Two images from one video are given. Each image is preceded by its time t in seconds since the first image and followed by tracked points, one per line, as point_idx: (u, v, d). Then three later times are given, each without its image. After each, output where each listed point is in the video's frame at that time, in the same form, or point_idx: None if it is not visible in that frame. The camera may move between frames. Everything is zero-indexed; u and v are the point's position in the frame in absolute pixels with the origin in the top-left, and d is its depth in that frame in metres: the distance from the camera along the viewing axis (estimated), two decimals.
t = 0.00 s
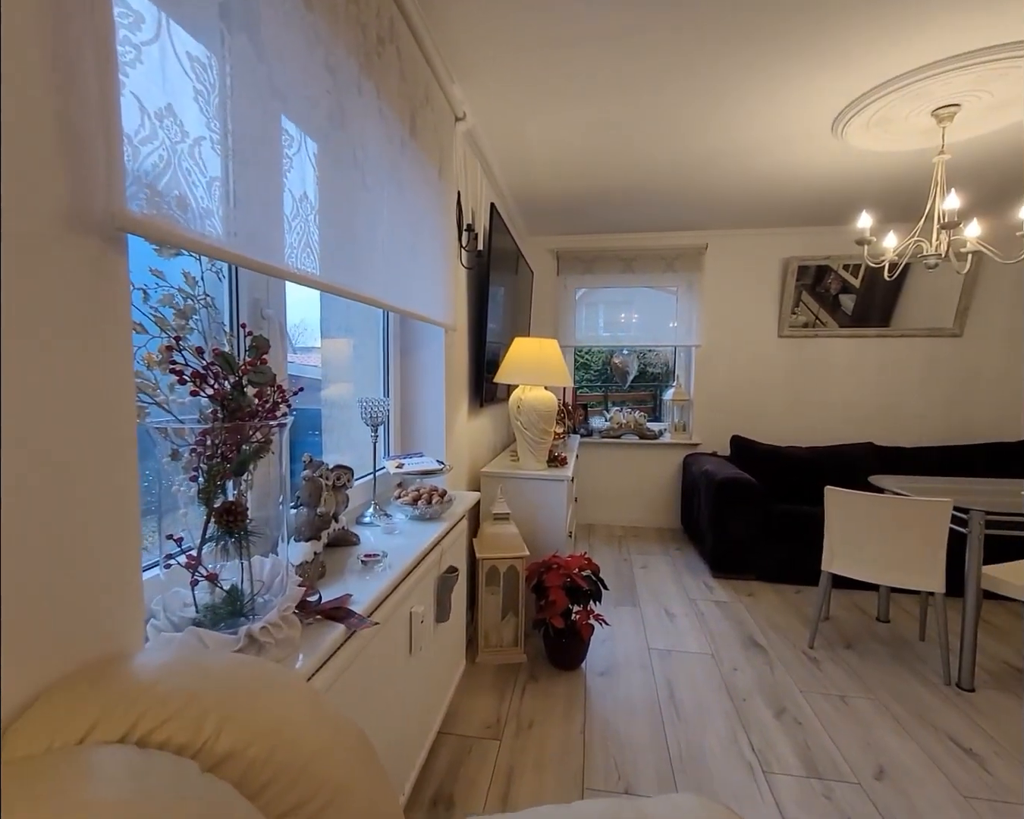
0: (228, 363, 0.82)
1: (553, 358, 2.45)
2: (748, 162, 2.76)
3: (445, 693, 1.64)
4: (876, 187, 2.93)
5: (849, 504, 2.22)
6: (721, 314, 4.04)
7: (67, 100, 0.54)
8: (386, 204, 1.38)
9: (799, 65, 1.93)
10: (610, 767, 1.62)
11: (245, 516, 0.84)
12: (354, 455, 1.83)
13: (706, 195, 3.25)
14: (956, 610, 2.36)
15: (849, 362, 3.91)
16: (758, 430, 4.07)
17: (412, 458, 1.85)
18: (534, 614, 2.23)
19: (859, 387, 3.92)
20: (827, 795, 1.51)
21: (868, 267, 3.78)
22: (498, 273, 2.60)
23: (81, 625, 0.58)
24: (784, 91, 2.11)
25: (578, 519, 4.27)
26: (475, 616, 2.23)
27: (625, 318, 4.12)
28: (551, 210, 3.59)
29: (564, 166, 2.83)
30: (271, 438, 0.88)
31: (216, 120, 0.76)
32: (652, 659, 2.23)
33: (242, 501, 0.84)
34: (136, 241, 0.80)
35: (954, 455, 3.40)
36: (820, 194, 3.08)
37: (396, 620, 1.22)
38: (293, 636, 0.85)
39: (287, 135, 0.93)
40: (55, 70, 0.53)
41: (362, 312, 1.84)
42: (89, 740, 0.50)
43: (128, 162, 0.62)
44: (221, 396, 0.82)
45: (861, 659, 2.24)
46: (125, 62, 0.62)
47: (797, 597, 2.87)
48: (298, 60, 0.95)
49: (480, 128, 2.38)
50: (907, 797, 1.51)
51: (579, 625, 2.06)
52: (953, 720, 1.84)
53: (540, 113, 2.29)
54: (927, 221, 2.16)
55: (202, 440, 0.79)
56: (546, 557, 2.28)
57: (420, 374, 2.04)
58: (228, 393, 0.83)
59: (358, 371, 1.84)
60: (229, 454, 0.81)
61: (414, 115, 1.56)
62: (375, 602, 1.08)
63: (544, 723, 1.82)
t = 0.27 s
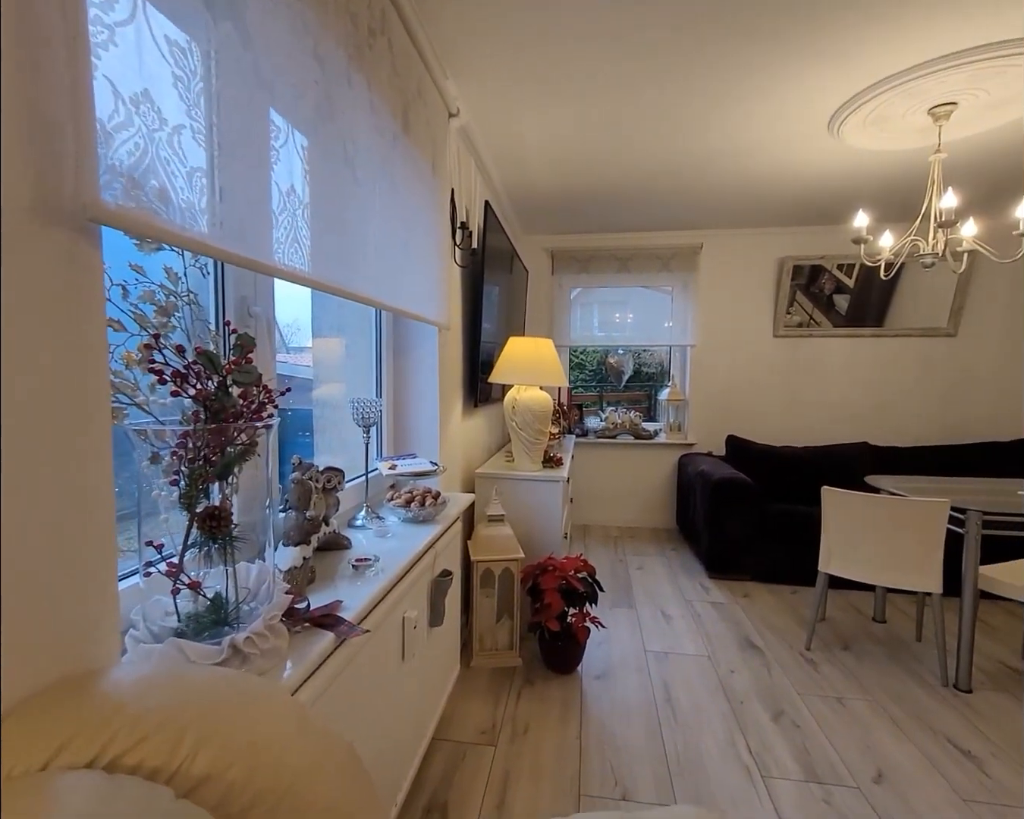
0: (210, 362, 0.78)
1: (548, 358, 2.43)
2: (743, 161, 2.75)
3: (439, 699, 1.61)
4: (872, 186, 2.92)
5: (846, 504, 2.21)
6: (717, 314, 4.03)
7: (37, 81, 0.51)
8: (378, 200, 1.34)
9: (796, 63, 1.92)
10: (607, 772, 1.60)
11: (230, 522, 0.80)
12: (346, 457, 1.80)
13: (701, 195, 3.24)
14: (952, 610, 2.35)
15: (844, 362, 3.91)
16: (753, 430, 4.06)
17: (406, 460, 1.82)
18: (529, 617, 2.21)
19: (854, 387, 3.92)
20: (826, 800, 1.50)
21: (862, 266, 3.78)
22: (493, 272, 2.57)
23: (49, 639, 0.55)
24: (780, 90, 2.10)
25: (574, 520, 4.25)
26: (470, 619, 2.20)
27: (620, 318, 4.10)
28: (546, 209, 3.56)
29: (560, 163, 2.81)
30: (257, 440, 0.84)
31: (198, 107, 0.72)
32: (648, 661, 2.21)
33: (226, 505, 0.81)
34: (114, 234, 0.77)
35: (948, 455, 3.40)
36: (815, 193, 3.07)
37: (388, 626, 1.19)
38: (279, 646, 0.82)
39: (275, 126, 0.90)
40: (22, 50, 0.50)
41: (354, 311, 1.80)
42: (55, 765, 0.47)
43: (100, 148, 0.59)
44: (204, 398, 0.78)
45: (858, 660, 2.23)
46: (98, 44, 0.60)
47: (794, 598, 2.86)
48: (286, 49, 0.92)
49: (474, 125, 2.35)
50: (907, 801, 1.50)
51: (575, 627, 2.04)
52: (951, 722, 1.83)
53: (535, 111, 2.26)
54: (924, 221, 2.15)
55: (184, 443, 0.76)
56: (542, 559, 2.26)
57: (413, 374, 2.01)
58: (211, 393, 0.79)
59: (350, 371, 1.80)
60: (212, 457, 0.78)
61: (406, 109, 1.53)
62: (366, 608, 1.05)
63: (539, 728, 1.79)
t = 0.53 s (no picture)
0: (190, 358, 0.74)
1: (546, 356, 2.39)
2: (744, 157, 2.72)
3: (435, 705, 1.57)
4: (874, 183, 2.89)
5: (848, 503, 2.18)
6: (716, 312, 4.00)
7: None
8: (371, 192, 1.30)
9: (798, 56, 1.89)
10: (607, 780, 1.56)
11: (212, 527, 0.76)
12: (340, 457, 1.76)
13: (701, 191, 3.20)
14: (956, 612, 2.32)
15: (843, 360, 3.88)
16: (753, 429, 4.03)
17: (401, 460, 1.78)
18: (527, 620, 2.17)
19: (855, 386, 3.89)
20: (831, 808, 1.46)
21: (862, 264, 3.75)
22: (490, 268, 2.53)
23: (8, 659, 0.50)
24: (782, 83, 2.06)
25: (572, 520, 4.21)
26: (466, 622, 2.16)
27: (618, 316, 4.07)
28: (545, 206, 3.52)
29: (559, 159, 2.77)
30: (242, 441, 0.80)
31: (175, 85, 0.68)
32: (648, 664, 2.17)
33: (208, 509, 0.76)
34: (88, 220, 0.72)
35: (950, 454, 3.37)
36: (817, 190, 3.04)
37: (381, 632, 1.15)
38: (264, 657, 0.78)
39: (262, 110, 0.86)
40: None
41: (348, 307, 1.76)
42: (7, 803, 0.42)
43: (63, 123, 0.55)
44: (183, 395, 0.74)
45: (861, 663, 2.19)
46: (61, 11, 0.55)
47: (795, 599, 2.82)
48: (273, 29, 0.88)
49: (471, 119, 2.31)
50: (914, 809, 1.46)
51: (574, 631, 2.00)
52: (957, 726, 1.79)
53: (533, 104, 2.22)
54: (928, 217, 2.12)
55: (162, 444, 0.71)
56: (540, 561, 2.22)
57: (409, 372, 1.97)
58: (191, 390, 0.75)
59: (344, 369, 1.76)
60: (192, 458, 0.74)
61: (401, 99, 1.49)
62: (358, 615, 1.01)
63: (538, 734, 1.75)
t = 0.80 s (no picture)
0: (167, 354, 0.70)
1: (545, 355, 2.34)
2: (747, 153, 2.67)
3: (430, 713, 1.52)
4: (879, 180, 2.85)
5: (852, 504, 2.14)
6: (718, 311, 3.96)
7: None
8: (365, 184, 1.25)
9: (805, 48, 1.84)
10: (607, 789, 1.52)
11: (190, 534, 0.71)
12: (334, 457, 1.71)
13: (703, 188, 3.16)
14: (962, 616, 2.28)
15: (846, 360, 3.84)
16: (754, 429, 3.99)
17: (396, 461, 1.73)
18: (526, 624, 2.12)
19: (857, 386, 3.85)
20: None
21: (863, 263, 3.71)
22: (489, 266, 2.48)
23: None
24: (788, 77, 2.02)
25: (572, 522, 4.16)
26: (464, 626, 2.11)
27: (617, 316, 4.02)
28: (545, 203, 3.48)
29: (559, 155, 2.72)
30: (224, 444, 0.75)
31: (147, 63, 0.63)
32: (649, 669, 2.13)
33: (187, 516, 0.72)
34: (57, 206, 0.67)
35: (954, 455, 3.33)
36: (821, 187, 3.00)
37: (373, 641, 1.10)
38: (246, 671, 0.73)
39: (249, 95, 0.82)
40: None
41: (342, 304, 1.71)
42: None
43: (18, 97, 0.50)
44: (159, 394, 0.69)
45: (866, 668, 2.15)
46: None
47: (797, 602, 2.78)
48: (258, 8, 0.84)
49: (470, 113, 2.26)
50: None
51: (574, 635, 1.96)
52: (966, 734, 1.75)
53: (532, 98, 2.18)
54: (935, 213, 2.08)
55: (134, 446, 0.67)
56: (539, 564, 2.17)
57: (405, 371, 1.93)
58: (168, 389, 0.70)
59: (338, 368, 1.71)
60: (169, 462, 0.69)
61: (396, 90, 1.44)
62: (348, 624, 0.96)
63: (536, 742, 1.71)
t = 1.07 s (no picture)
0: (148, 354, 0.66)
1: (546, 354, 2.30)
2: (750, 149, 2.64)
3: (427, 721, 1.49)
4: (885, 177, 2.82)
5: (859, 506, 2.10)
6: (719, 310, 3.92)
7: None
8: (360, 178, 1.22)
9: (812, 41, 1.80)
10: (609, 798, 1.49)
11: (172, 542, 0.68)
12: (329, 459, 1.67)
13: (706, 186, 3.12)
14: (969, 620, 2.25)
15: (849, 360, 3.81)
16: (757, 429, 3.95)
17: (393, 462, 1.70)
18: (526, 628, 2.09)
19: (860, 386, 3.81)
20: None
21: (866, 262, 3.67)
22: (488, 263, 2.45)
23: None
24: (794, 70, 1.98)
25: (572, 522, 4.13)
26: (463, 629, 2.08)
27: (618, 315, 3.99)
28: (545, 200, 3.43)
29: (560, 150, 2.69)
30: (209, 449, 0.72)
31: (124, 43, 0.60)
32: (651, 674, 2.09)
33: (168, 524, 0.68)
34: (30, 197, 0.65)
35: (959, 455, 3.30)
36: (825, 184, 2.96)
37: (367, 650, 1.07)
38: (232, 686, 0.69)
39: (238, 81, 0.78)
40: None
41: (338, 302, 1.68)
42: None
43: None
44: (138, 395, 0.66)
45: (871, 673, 2.12)
46: None
47: (801, 605, 2.75)
48: None
49: (469, 107, 2.23)
50: None
51: (575, 640, 1.92)
52: (975, 743, 1.72)
53: (533, 93, 2.14)
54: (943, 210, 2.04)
55: (111, 451, 0.63)
56: (539, 567, 2.14)
57: (403, 371, 1.89)
58: (149, 390, 0.67)
59: (334, 368, 1.68)
60: (148, 467, 0.66)
61: (393, 81, 1.41)
62: (342, 634, 0.92)
63: (536, 750, 1.67)
